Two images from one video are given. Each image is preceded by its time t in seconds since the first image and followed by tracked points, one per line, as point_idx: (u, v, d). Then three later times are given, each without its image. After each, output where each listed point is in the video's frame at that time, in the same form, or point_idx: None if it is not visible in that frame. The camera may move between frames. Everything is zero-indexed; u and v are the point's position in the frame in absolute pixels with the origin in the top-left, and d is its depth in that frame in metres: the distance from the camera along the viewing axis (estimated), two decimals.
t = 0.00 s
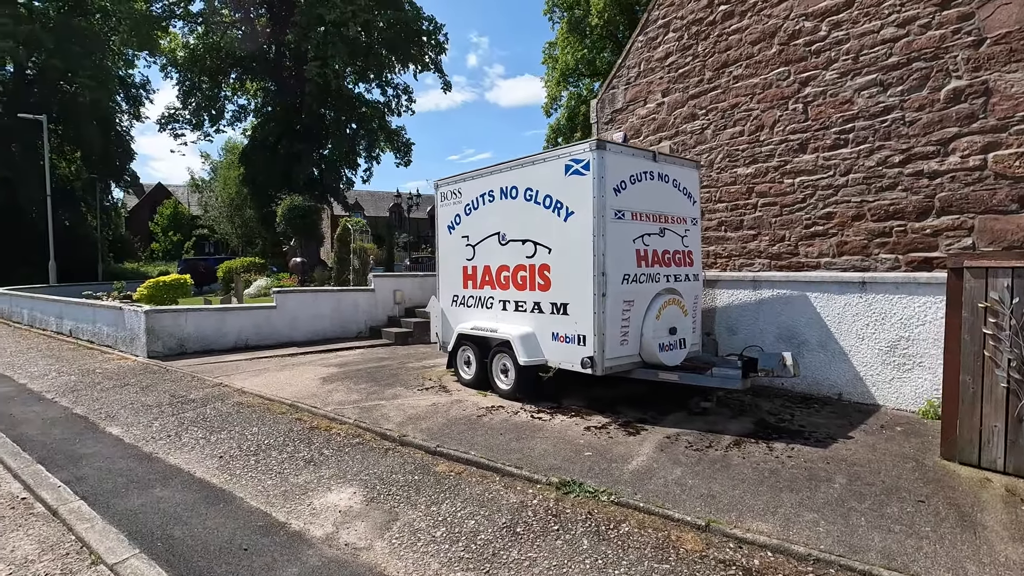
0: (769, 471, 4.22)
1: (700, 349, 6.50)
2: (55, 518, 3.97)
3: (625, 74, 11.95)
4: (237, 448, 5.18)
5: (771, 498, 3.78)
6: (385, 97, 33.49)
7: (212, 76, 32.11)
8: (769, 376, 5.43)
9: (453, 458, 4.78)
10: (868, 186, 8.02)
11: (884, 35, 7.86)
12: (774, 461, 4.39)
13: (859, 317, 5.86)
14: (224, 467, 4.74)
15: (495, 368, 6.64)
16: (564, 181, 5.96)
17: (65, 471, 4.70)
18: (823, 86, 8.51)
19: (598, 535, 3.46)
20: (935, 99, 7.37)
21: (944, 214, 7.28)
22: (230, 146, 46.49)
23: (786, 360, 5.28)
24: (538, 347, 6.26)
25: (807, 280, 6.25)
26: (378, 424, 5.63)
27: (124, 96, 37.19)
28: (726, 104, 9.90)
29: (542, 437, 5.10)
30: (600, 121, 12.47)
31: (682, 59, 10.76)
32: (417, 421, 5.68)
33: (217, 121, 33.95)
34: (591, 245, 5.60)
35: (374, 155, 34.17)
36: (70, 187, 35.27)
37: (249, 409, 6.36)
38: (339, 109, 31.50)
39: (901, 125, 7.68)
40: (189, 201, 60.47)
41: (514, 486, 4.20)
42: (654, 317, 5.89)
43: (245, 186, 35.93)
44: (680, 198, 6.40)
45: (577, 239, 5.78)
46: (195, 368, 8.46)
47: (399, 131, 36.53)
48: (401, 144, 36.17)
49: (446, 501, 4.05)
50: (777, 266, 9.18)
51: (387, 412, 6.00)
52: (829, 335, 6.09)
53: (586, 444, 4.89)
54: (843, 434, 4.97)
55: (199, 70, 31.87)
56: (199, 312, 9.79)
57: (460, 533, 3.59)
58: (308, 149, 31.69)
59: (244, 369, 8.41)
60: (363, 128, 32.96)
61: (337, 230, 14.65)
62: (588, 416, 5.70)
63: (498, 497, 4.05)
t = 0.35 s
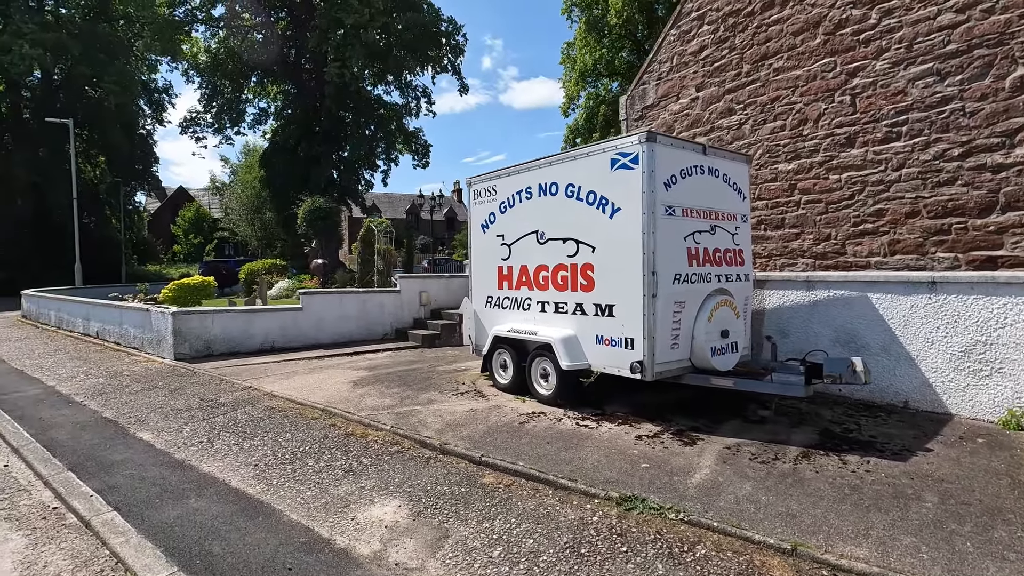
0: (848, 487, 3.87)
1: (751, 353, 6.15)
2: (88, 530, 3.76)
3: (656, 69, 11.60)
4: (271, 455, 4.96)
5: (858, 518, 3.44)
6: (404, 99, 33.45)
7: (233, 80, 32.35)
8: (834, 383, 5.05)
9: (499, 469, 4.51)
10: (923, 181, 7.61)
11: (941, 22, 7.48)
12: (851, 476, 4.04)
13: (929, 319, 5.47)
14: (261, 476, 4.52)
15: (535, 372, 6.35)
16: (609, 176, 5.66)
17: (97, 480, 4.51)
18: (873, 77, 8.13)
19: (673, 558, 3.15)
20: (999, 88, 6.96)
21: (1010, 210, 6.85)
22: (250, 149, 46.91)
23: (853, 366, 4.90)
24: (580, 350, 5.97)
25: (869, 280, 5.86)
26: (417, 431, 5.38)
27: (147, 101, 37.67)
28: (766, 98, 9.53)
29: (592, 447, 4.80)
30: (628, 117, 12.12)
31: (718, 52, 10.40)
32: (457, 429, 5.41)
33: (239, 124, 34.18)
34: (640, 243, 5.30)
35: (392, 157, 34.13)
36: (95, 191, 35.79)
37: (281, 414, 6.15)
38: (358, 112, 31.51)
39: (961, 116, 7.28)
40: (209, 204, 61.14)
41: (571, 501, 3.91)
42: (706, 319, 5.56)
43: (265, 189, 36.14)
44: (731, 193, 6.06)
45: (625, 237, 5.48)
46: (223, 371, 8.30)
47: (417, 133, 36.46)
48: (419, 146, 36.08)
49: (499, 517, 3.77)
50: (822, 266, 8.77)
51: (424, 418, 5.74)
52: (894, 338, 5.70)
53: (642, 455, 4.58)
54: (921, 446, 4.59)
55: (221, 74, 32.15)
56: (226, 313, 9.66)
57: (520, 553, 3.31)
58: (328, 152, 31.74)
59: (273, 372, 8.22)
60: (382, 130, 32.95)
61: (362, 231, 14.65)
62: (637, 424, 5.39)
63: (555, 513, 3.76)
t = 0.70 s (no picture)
0: (939, 513, 3.53)
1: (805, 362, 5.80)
2: (119, 551, 3.54)
3: (687, 66, 11.26)
4: (305, 469, 4.73)
5: (960, 550, 3.10)
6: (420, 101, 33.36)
7: (252, 83, 32.49)
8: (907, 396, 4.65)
9: (548, 486, 4.23)
10: (981, 179, 7.21)
11: (1002, 11, 7.10)
12: (939, 501, 3.69)
13: (1003, 326, 5.10)
14: (296, 492, 4.29)
15: (574, 380, 6.06)
16: (657, 176, 5.37)
17: (127, 495, 4.30)
18: (925, 69, 7.74)
19: None
20: None
21: None
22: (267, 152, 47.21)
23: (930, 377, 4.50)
24: (625, 358, 5.67)
25: (933, 284, 5.51)
26: (456, 443, 5.11)
27: (167, 105, 38.03)
28: (806, 94, 9.16)
29: (646, 463, 4.50)
30: (656, 115, 11.79)
31: (754, 47, 10.05)
32: (498, 441, 5.14)
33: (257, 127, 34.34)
34: (692, 246, 5.00)
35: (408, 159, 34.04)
36: (116, 194, 36.15)
37: (312, 423, 5.93)
38: (374, 114, 31.45)
39: None
40: (227, 207, 61.69)
41: (633, 525, 3.61)
42: (762, 326, 5.24)
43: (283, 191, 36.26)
44: (783, 192, 5.73)
45: (675, 240, 5.18)
46: (248, 377, 8.13)
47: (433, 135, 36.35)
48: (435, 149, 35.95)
49: (556, 542, 3.48)
50: (868, 269, 8.37)
51: (462, 429, 5.48)
52: (963, 347, 5.34)
53: (701, 473, 4.27)
54: (1007, 466, 4.22)
55: (239, 77, 32.33)
56: (250, 317, 9.51)
57: None
58: (345, 154, 31.74)
59: (298, 378, 8.03)
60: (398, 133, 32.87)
61: (383, 232, 14.38)
62: (689, 437, 5.08)
63: (617, 538, 3.46)
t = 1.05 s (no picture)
0: None
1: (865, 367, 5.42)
2: (144, 572, 3.27)
3: (718, 57, 10.86)
4: (337, 481, 4.45)
5: None
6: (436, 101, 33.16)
7: (268, 84, 32.52)
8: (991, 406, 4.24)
9: (601, 503, 3.90)
10: None
11: None
12: None
13: None
14: (330, 506, 4.01)
15: (616, 386, 5.72)
16: (708, 167, 5.01)
17: (151, 508, 4.04)
18: (983, 55, 7.30)
19: None
20: None
21: None
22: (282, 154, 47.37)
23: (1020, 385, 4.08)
24: (671, 363, 5.33)
25: (1007, 283, 5.09)
26: (495, 454, 4.80)
27: (184, 107, 38.25)
28: (849, 83, 8.72)
29: (705, 477, 4.15)
30: (685, 109, 11.40)
31: (790, 36, 9.63)
32: (540, 451, 4.81)
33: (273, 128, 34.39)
34: (750, 242, 4.64)
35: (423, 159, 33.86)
36: (135, 196, 36.42)
37: (339, 430, 5.65)
38: (390, 114, 31.30)
39: None
40: (242, 208, 62.07)
41: (702, 550, 3.27)
42: (823, 328, 4.87)
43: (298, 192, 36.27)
44: (842, 185, 5.33)
45: (728, 236, 4.84)
46: (271, 379, 7.90)
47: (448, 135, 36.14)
48: (450, 148, 35.72)
49: (619, 568, 3.15)
50: (917, 267, 7.93)
51: (499, 438, 5.17)
52: None
53: (768, 490, 3.91)
54: None
55: (255, 78, 32.37)
56: (272, 318, 9.29)
57: None
58: (360, 154, 31.66)
59: (322, 381, 7.78)
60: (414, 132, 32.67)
61: (405, 232, 14.32)
62: (746, 448, 4.72)
63: (688, 565, 3.13)
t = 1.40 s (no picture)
0: None
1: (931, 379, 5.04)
2: None
3: (751, 51, 10.47)
4: (372, 499, 4.16)
5: None
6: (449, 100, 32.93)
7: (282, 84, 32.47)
8: None
9: (661, 529, 3.58)
10: None
11: None
12: None
13: None
14: (367, 529, 3.72)
15: (660, 396, 5.39)
16: (766, 164, 4.67)
17: (177, 529, 3.78)
18: None
19: None
20: None
21: None
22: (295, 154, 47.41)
23: None
24: (723, 373, 4.99)
25: None
26: (538, 470, 4.49)
27: (199, 107, 38.39)
28: (895, 76, 8.32)
29: (773, 501, 3.81)
30: (715, 103, 11.04)
31: (830, 27, 9.23)
32: (586, 468, 4.50)
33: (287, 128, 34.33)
34: (815, 245, 4.30)
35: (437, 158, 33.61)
36: (151, 196, 36.57)
37: (369, 441, 5.38)
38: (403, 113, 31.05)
39: None
40: (256, 207, 62.33)
41: None
42: (892, 337, 4.51)
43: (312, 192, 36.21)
44: (908, 182, 4.96)
45: (789, 237, 4.50)
46: (293, 384, 7.66)
47: (461, 134, 35.83)
48: (463, 147, 35.42)
49: None
50: (971, 269, 7.50)
51: (541, 453, 4.86)
52: None
53: (846, 516, 3.57)
54: None
55: (270, 78, 32.34)
56: (293, 320, 9.06)
57: None
58: (374, 153, 31.52)
59: (346, 387, 7.52)
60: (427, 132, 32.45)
61: (424, 232, 14.02)
62: (810, 466, 4.38)
63: None
